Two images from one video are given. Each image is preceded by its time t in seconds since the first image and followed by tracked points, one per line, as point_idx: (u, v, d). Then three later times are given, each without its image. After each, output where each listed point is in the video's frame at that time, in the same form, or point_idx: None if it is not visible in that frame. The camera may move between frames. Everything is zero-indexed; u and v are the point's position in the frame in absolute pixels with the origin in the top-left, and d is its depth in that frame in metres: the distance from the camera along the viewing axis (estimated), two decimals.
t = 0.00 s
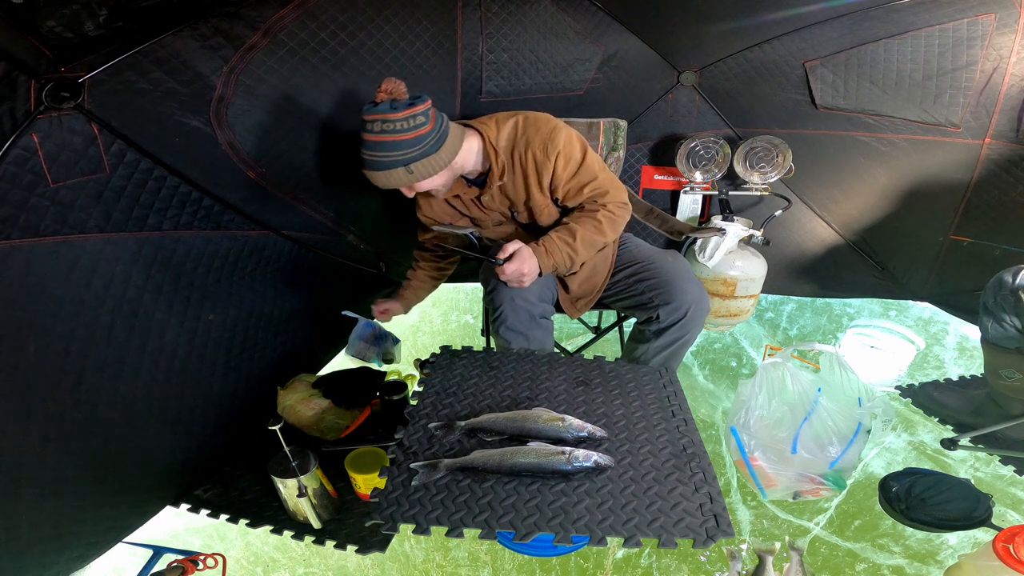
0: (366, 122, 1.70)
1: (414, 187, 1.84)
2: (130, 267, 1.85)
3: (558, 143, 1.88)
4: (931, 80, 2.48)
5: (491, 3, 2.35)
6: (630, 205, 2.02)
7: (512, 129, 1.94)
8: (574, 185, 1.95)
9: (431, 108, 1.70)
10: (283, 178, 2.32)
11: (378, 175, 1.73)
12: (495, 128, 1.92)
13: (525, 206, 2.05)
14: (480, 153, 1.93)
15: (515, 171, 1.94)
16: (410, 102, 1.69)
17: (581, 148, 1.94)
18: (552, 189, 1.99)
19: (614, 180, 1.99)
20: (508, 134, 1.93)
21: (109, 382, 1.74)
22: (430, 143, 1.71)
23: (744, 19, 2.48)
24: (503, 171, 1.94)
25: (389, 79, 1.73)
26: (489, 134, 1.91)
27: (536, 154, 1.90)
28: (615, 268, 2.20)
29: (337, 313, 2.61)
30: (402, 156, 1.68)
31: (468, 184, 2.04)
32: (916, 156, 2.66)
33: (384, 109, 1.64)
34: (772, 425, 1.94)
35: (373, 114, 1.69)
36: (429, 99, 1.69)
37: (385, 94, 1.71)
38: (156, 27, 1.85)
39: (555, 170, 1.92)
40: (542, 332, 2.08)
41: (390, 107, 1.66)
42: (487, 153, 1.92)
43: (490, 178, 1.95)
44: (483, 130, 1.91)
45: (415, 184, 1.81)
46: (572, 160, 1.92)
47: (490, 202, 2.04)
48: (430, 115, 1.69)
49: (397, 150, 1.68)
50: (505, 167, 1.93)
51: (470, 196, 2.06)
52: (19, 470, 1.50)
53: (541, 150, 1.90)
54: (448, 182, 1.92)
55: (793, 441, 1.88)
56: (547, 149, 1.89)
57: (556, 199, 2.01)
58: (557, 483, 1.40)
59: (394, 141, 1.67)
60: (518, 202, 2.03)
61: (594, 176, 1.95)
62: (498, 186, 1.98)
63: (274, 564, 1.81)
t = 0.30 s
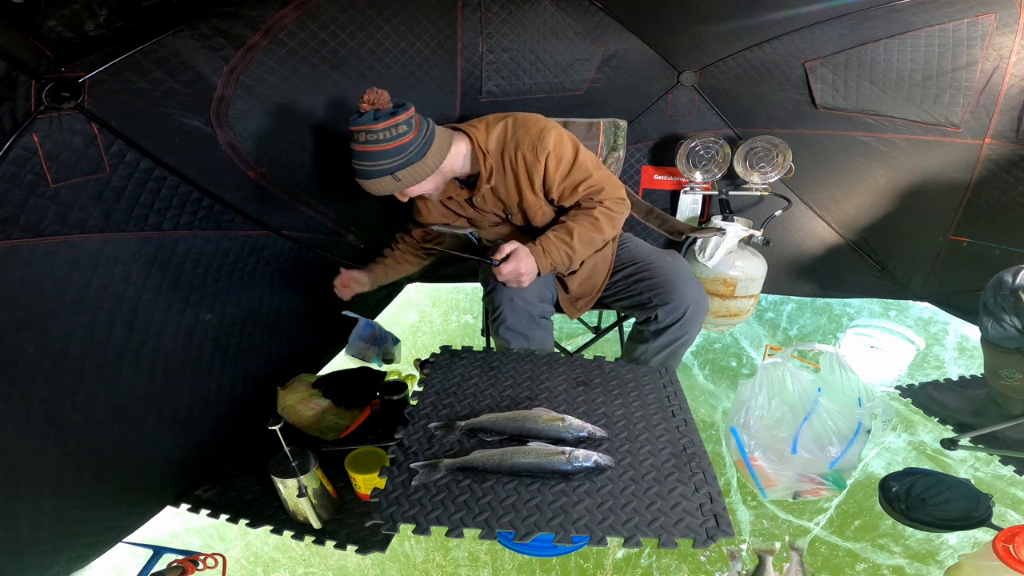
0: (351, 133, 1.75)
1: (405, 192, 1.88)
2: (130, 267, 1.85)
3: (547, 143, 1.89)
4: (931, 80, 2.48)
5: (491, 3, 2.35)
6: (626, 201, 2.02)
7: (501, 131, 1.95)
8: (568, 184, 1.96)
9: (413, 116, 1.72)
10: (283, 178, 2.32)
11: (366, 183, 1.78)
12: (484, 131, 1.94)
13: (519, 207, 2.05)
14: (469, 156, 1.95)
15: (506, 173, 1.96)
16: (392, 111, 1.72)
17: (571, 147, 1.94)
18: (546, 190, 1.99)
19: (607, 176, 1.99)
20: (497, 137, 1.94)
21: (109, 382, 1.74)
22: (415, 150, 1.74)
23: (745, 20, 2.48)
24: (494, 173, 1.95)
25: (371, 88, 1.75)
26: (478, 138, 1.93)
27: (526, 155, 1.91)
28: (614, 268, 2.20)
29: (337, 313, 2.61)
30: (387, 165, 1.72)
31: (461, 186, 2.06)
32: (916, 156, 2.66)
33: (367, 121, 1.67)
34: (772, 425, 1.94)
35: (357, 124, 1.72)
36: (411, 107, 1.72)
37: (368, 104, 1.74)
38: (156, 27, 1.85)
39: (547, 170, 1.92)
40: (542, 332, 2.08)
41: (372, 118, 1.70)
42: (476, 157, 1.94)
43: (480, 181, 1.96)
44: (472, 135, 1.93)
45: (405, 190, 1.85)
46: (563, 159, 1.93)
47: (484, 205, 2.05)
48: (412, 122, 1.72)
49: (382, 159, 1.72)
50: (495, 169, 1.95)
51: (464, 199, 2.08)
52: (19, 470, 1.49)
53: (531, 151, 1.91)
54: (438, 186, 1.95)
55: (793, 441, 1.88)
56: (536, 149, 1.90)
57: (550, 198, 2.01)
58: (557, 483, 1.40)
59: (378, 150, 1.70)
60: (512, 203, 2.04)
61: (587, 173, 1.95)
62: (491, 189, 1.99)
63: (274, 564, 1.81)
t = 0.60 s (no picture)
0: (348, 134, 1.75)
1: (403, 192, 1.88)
2: (130, 267, 1.85)
3: (544, 143, 1.89)
4: (931, 80, 2.48)
5: (491, 3, 2.35)
6: (625, 200, 2.02)
7: (498, 131, 1.96)
8: (566, 183, 1.95)
9: (410, 116, 1.72)
10: (283, 178, 2.32)
11: (364, 183, 1.78)
12: (480, 132, 1.94)
13: (517, 207, 2.05)
14: (466, 156, 1.95)
15: (503, 173, 1.96)
16: (390, 111, 1.72)
17: (569, 146, 1.94)
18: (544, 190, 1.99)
19: (606, 175, 1.99)
20: (494, 137, 1.94)
21: (110, 382, 1.74)
22: (412, 150, 1.74)
23: (745, 19, 2.48)
24: (490, 174, 1.95)
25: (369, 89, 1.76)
26: (474, 138, 1.93)
27: (523, 154, 1.91)
28: (613, 267, 2.20)
29: (337, 313, 2.61)
30: (385, 164, 1.72)
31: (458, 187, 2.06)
32: (916, 156, 2.66)
33: (364, 121, 1.68)
34: (772, 425, 1.94)
35: (355, 124, 1.72)
36: (408, 108, 1.72)
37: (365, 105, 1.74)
38: (156, 27, 1.85)
39: (545, 170, 1.92)
40: (542, 332, 2.08)
41: (369, 118, 1.70)
42: (472, 157, 1.94)
43: (478, 181, 1.96)
44: (469, 135, 1.93)
45: (403, 190, 1.85)
46: (561, 159, 1.93)
47: (481, 205, 2.06)
48: (410, 122, 1.71)
49: (379, 158, 1.71)
50: (492, 170, 1.95)
51: (461, 199, 2.08)
52: (19, 470, 1.49)
53: (528, 151, 1.90)
54: (435, 186, 1.95)
55: (793, 441, 1.88)
56: (533, 149, 1.90)
57: (549, 198, 2.01)
58: (557, 483, 1.40)
59: (375, 150, 1.70)
60: (511, 203, 2.04)
61: (585, 173, 1.95)
62: (488, 189, 1.99)
63: (274, 564, 1.81)
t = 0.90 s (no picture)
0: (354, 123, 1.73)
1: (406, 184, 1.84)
2: (130, 267, 1.85)
3: (547, 143, 1.89)
4: (931, 80, 2.48)
5: (491, 3, 2.35)
6: (626, 202, 2.02)
7: (501, 131, 1.96)
8: (568, 184, 1.95)
9: (418, 103, 1.73)
10: (283, 178, 2.31)
11: (370, 171, 1.73)
12: (483, 130, 1.94)
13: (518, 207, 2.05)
14: (469, 155, 1.94)
15: (505, 172, 1.96)
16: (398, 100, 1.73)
17: (572, 147, 1.94)
18: (545, 190, 1.99)
19: (608, 177, 1.99)
20: (497, 136, 1.94)
21: (110, 382, 1.74)
22: (421, 136, 1.73)
23: (744, 20, 2.48)
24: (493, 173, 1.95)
25: (373, 81, 1.77)
26: (477, 136, 1.93)
27: (526, 154, 1.91)
28: (613, 267, 2.20)
29: (337, 313, 2.61)
30: (395, 148, 1.70)
31: (459, 185, 2.06)
32: (916, 156, 2.66)
33: (373, 104, 1.67)
34: (772, 425, 1.94)
35: (361, 112, 1.72)
36: (415, 97, 1.74)
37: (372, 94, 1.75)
38: (156, 27, 1.85)
39: (547, 170, 1.92)
40: (542, 333, 2.08)
41: (376, 103, 1.70)
42: (475, 155, 1.93)
43: (480, 180, 1.96)
44: (472, 133, 1.93)
45: (408, 181, 1.81)
46: (564, 159, 1.92)
47: (482, 204, 2.05)
48: (418, 109, 1.73)
49: (388, 143, 1.69)
50: (494, 168, 1.95)
51: (462, 197, 2.08)
52: (19, 470, 1.49)
53: (531, 151, 1.90)
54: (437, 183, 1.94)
55: (793, 441, 1.88)
56: (536, 149, 1.90)
57: (550, 199, 2.01)
58: (557, 483, 1.40)
59: (384, 134, 1.68)
60: (512, 203, 2.04)
61: (587, 174, 1.95)
62: (490, 188, 1.99)
63: (274, 564, 1.81)
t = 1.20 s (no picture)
0: (362, 117, 1.72)
1: (411, 181, 1.82)
2: (130, 266, 1.85)
3: (548, 143, 1.89)
4: (931, 80, 2.48)
5: (491, 3, 2.35)
6: (627, 202, 2.02)
7: (502, 132, 1.96)
8: (569, 185, 1.95)
9: (428, 100, 1.74)
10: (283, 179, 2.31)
11: (377, 166, 1.71)
12: (485, 132, 1.94)
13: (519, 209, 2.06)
14: (471, 158, 1.94)
15: (507, 173, 1.96)
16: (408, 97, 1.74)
17: (573, 147, 1.95)
18: (547, 190, 1.99)
19: (609, 177, 1.99)
20: (498, 138, 1.94)
21: (110, 382, 1.74)
22: (430, 133, 1.73)
23: (744, 20, 2.48)
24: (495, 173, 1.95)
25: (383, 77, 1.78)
26: (479, 137, 1.93)
27: (527, 154, 1.91)
28: (614, 267, 2.20)
29: (337, 313, 2.62)
30: (403, 143, 1.69)
31: (461, 188, 2.06)
32: (916, 156, 2.66)
33: (384, 98, 1.67)
34: (772, 425, 1.94)
35: (370, 106, 1.71)
36: (426, 94, 1.75)
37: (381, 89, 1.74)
38: (156, 27, 1.86)
39: (548, 170, 1.92)
40: (542, 332, 2.08)
41: (387, 97, 1.70)
42: (477, 157, 1.93)
43: (482, 181, 1.96)
44: (473, 135, 1.93)
45: (412, 178, 1.80)
46: (565, 160, 1.92)
47: (484, 206, 2.05)
48: (428, 106, 1.73)
49: (398, 137, 1.69)
50: (496, 169, 1.95)
51: (464, 200, 2.07)
52: (18, 470, 1.49)
53: (532, 151, 1.90)
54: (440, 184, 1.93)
55: (793, 441, 1.88)
56: (537, 149, 1.90)
57: (551, 200, 2.01)
58: (557, 483, 1.40)
59: (394, 129, 1.68)
60: (513, 205, 2.04)
61: (589, 175, 1.95)
62: (492, 190, 1.99)
63: (274, 564, 1.81)
